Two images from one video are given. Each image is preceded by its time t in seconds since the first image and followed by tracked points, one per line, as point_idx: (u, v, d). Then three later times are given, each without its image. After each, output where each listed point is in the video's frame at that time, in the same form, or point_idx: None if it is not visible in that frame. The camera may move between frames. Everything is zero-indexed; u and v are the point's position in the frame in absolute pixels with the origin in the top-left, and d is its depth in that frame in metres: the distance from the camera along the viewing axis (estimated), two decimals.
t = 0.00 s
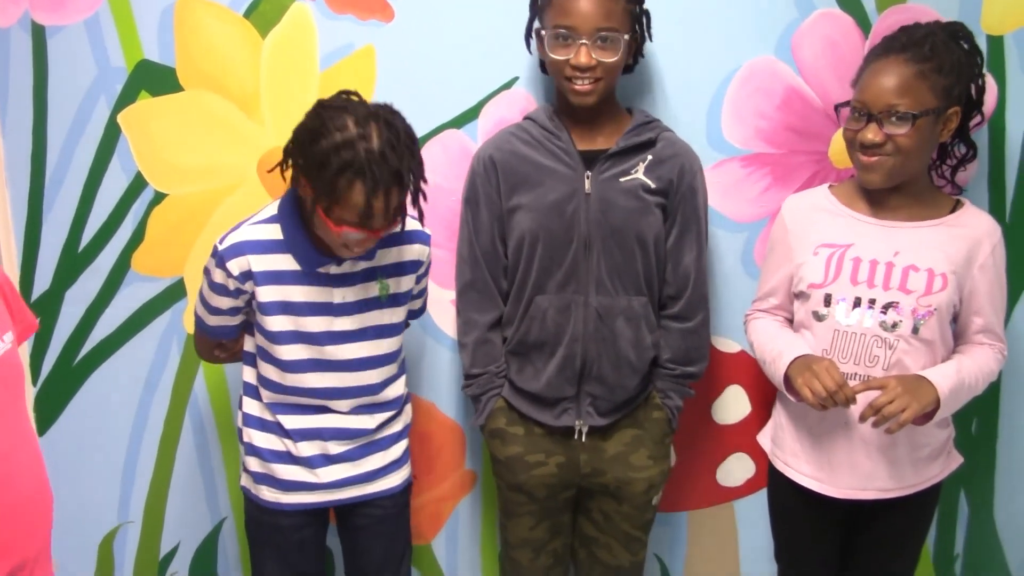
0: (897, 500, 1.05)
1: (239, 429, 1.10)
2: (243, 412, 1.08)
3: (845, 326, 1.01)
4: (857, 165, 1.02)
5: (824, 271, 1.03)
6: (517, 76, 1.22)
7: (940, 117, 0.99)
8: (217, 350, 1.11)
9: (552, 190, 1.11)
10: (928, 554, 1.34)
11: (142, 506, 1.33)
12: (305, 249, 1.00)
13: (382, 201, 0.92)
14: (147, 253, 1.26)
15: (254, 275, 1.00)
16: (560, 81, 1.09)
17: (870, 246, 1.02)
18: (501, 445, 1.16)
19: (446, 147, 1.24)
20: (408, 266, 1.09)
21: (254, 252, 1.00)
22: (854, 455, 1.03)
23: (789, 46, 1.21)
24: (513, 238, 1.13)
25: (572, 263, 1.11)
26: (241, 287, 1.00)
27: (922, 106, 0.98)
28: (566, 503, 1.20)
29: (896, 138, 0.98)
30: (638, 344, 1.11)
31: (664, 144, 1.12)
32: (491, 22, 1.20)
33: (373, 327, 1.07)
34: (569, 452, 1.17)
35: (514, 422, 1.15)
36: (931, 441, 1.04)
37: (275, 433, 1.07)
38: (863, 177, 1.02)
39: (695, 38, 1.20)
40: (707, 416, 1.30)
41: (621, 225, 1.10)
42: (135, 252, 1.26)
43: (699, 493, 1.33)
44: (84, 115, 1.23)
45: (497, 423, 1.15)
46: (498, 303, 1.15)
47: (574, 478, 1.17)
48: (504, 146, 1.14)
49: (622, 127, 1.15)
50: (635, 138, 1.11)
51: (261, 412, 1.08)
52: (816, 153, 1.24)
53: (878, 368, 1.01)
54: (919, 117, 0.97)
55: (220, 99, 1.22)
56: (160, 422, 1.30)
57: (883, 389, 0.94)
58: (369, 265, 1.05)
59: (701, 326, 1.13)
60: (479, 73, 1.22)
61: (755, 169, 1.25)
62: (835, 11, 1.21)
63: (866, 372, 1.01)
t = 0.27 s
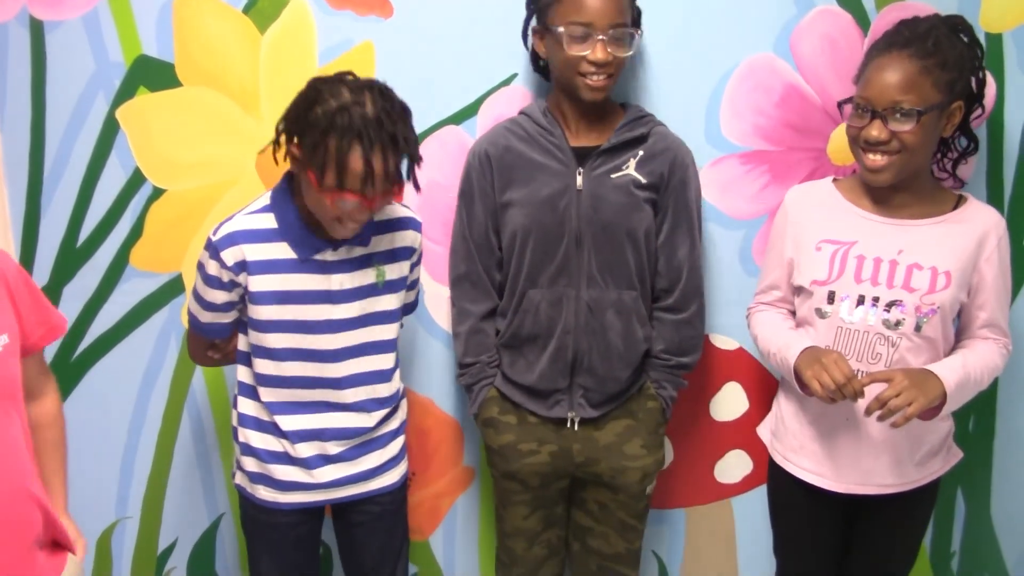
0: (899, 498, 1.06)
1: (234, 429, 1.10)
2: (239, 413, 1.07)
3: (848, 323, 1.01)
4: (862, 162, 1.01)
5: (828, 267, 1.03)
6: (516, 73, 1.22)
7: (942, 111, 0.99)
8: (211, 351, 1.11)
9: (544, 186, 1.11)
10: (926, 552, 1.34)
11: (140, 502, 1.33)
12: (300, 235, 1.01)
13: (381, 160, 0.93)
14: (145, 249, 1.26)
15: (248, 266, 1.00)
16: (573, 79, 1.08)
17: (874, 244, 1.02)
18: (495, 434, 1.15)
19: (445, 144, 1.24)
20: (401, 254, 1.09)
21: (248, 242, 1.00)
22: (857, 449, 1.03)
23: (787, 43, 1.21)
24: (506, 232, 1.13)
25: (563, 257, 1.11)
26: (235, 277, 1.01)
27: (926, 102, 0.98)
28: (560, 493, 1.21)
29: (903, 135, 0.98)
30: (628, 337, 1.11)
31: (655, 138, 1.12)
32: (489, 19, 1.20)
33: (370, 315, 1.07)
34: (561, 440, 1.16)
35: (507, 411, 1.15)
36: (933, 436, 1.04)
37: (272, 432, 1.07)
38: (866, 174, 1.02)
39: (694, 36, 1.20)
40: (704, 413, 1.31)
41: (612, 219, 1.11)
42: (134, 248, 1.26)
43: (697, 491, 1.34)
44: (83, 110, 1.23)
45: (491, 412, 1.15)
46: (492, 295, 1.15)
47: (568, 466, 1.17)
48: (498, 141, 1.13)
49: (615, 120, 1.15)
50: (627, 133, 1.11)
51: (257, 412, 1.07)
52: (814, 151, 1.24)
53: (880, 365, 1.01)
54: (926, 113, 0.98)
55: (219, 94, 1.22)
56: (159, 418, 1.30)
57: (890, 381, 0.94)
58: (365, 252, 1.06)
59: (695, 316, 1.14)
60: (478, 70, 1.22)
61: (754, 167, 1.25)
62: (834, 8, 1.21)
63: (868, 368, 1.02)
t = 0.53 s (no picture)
0: (899, 494, 1.05)
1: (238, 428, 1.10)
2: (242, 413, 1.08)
3: (850, 326, 1.01)
4: (867, 162, 1.01)
5: (831, 269, 1.03)
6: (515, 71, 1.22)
7: (943, 109, 0.99)
8: (214, 348, 1.12)
9: (541, 196, 1.11)
10: (926, 551, 1.34)
11: (140, 501, 1.33)
12: (301, 227, 1.02)
13: (354, 100, 0.97)
14: (145, 248, 1.26)
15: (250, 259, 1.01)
16: (598, 82, 1.07)
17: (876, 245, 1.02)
18: (494, 435, 1.15)
19: (444, 142, 1.24)
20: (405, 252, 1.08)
21: (252, 234, 1.01)
22: (858, 446, 1.03)
23: (787, 40, 1.21)
24: (503, 242, 1.13)
25: (563, 266, 1.11)
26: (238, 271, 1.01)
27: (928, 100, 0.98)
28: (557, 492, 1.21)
29: (908, 133, 0.98)
30: (629, 343, 1.11)
31: (652, 141, 1.12)
32: (488, 17, 1.20)
33: (374, 311, 1.06)
34: (560, 440, 1.16)
35: (506, 412, 1.15)
36: (933, 435, 1.04)
37: (274, 432, 1.07)
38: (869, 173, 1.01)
39: (693, 33, 1.20)
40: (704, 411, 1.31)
41: (610, 228, 1.11)
42: (133, 247, 1.26)
43: (697, 489, 1.34)
44: (82, 109, 1.23)
45: (489, 414, 1.15)
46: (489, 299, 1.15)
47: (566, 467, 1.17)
48: (492, 149, 1.13)
49: (612, 123, 1.15)
50: (624, 138, 1.11)
51: (260, 412, 1.08)
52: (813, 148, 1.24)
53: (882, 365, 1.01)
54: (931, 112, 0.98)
55: (219, 93, 1.22)
56: (159, 417, 1.31)
57: (891, 380, 0.94)
58: (369, 248, 1.05)
59: (691, 318, 1.13)
60: (477, 68, 1.22)
61: (753, 164, 1.26)
62: (833, 5, 1.21)
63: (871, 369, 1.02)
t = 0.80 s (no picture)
0: (895, 494, 1.06)
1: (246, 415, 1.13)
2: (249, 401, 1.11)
3: (849, 331, 1.02)
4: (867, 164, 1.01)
5: (830, 273, 1.03)
6: (513, 73, 1.23)
7: (942, 111, 0.99)
8: (230, 338, 1.13)
9: (544, 203, 1.11)
10: (927, 550, 1.34)
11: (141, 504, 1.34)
12: (292, 243, 1.02)
13: (317, 99, 0.97)
14: (145, 252, 1.26)
15: (246, 271, 1.04)
16: (605, 86, 1.07)
17: (876, 250, 1.02)
18: (500, 449, 1.16)
19: (443, 144, 1.24)
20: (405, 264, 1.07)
21: (248, 247, 1.04)
22: (854, 450, 1.04)
23: (785, 41, 1.22)
24: (507, 250, 1.13)
25: (568, 272, 1.11)
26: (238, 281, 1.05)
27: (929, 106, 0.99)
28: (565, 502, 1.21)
29: (909, 139, 0.98)
30: (636, 348, 1.12)
31: (654, 144, 1.13)
32: (487, 19, 1.20)
33: (368, 325, 1.05)
34: (568, 451, 1.17)
35: (512, 424, 1.16)
36: (932, 438, 1.04)
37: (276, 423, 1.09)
38: (870, 176, 1.02)
39: (691, 34, 1.21)
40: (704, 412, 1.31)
41: (616, 232, 1.11)
42: (134, 250, 1.26)
43: (698, 489, 1.34)
44: (81, 113, 1.23)
45: (495, 427, 1.15)
46: (492, 310, 1.15)
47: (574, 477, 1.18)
48: (493, 156, 1.13)
49: (612, 129, 1.15)
50: (626, 141, 1.11)
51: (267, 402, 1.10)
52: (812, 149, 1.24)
53: (880, 371, 1.02)
54: (931, 117, 0.98)
55: (218, 96, 1.22)
56: (159, 420, 1.31)
57: (889, 389, 0.94)
58: (363, 264, 1.04)
59: (695, 321, 1.14)
60: (476, 70, 1.22)
61: (752, 165, 1.26)
62: (830, 6, 1.21)
63: (868, 375, 1.02)
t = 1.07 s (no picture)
0: (888, 498, 1.06)
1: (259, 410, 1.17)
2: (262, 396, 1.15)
3: (845, 331, 1.02)
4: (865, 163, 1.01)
5: (826, 274, 1.03)
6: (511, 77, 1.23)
7: (941, 112, 1.00)
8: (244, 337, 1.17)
9: (544, 202, 1.11)
10: (926, 552, 1.34)
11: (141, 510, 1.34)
12: (279, 253, 1.04)
13: (280, 117, 0.97)
14: (144, 258, 1.26)
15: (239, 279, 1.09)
16: (603, 88, 1.07)
17: (872, 250, 1.02)
18: (500, 461, 1.16)
19: (441, 149, 1.24)
20: (390, 274, 1.07)
21: (239, 258, 1.08)
22: (852, 454, 1.04)
23: (781, 44, 1.22)
24: (506, 251, 1.13)
25: (568, 273, 1.11)
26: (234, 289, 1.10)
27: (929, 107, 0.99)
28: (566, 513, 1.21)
29: (907, 140, 0.98)
30: (638, 353, 1.12)
31: (652, 146, 1.13)
32: (484, 24, 1.20)
33: (358, 334, 1.06)
34: (569, 462, 1.18)
35: (512, 436, 1.16)
36: (927, 443, 1.04)
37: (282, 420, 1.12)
38: (868, 175, 1.02)
39: (687, 38, 1.21)
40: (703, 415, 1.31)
41: (616, 232, 1.11)
42: (132, 256, 1.26)
43: (697, 493, 1.34)
44: (80, 120, 1.24)
45: (496, 438, 1.16)
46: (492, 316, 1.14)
47: (575, 488, 1.19)
48: (492, 158, 1.13)
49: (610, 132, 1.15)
50: (624, 141, 1.11)
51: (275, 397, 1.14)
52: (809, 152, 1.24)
53: (877, 372, 1.02)
54: (930, 119, 0.98)
55: (215, 102, 1.22)
56: (159, 426, 1.31)
57: (880, 391, 0.94)
58: (349, 275, 1.04)
59: (695, 326, 1.14)
60: (473, 75, 1.22)
61: (749, 168, 1.26)
62: (827, 9, 1.21)
63: (864, 375, 1.02)
